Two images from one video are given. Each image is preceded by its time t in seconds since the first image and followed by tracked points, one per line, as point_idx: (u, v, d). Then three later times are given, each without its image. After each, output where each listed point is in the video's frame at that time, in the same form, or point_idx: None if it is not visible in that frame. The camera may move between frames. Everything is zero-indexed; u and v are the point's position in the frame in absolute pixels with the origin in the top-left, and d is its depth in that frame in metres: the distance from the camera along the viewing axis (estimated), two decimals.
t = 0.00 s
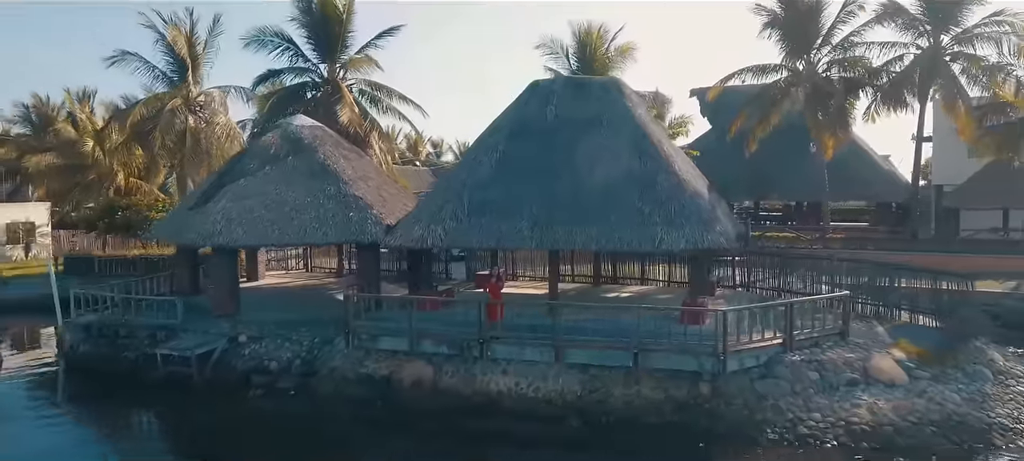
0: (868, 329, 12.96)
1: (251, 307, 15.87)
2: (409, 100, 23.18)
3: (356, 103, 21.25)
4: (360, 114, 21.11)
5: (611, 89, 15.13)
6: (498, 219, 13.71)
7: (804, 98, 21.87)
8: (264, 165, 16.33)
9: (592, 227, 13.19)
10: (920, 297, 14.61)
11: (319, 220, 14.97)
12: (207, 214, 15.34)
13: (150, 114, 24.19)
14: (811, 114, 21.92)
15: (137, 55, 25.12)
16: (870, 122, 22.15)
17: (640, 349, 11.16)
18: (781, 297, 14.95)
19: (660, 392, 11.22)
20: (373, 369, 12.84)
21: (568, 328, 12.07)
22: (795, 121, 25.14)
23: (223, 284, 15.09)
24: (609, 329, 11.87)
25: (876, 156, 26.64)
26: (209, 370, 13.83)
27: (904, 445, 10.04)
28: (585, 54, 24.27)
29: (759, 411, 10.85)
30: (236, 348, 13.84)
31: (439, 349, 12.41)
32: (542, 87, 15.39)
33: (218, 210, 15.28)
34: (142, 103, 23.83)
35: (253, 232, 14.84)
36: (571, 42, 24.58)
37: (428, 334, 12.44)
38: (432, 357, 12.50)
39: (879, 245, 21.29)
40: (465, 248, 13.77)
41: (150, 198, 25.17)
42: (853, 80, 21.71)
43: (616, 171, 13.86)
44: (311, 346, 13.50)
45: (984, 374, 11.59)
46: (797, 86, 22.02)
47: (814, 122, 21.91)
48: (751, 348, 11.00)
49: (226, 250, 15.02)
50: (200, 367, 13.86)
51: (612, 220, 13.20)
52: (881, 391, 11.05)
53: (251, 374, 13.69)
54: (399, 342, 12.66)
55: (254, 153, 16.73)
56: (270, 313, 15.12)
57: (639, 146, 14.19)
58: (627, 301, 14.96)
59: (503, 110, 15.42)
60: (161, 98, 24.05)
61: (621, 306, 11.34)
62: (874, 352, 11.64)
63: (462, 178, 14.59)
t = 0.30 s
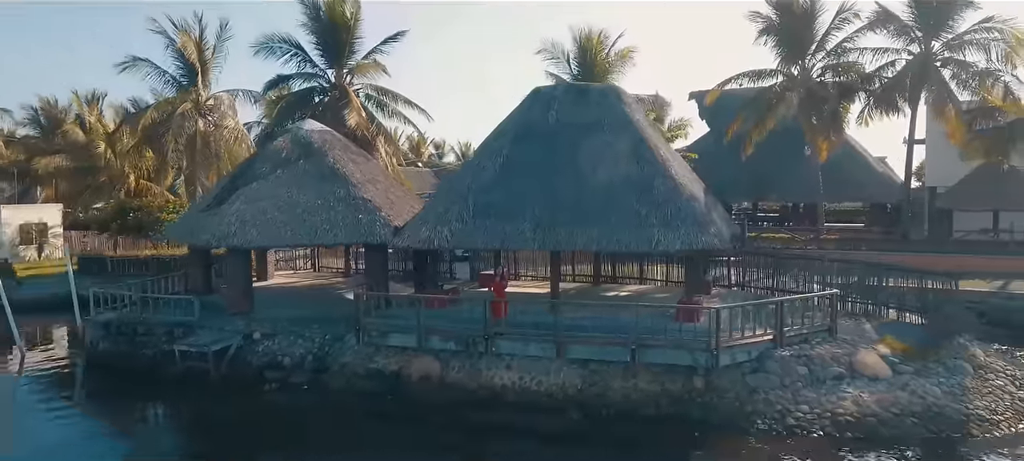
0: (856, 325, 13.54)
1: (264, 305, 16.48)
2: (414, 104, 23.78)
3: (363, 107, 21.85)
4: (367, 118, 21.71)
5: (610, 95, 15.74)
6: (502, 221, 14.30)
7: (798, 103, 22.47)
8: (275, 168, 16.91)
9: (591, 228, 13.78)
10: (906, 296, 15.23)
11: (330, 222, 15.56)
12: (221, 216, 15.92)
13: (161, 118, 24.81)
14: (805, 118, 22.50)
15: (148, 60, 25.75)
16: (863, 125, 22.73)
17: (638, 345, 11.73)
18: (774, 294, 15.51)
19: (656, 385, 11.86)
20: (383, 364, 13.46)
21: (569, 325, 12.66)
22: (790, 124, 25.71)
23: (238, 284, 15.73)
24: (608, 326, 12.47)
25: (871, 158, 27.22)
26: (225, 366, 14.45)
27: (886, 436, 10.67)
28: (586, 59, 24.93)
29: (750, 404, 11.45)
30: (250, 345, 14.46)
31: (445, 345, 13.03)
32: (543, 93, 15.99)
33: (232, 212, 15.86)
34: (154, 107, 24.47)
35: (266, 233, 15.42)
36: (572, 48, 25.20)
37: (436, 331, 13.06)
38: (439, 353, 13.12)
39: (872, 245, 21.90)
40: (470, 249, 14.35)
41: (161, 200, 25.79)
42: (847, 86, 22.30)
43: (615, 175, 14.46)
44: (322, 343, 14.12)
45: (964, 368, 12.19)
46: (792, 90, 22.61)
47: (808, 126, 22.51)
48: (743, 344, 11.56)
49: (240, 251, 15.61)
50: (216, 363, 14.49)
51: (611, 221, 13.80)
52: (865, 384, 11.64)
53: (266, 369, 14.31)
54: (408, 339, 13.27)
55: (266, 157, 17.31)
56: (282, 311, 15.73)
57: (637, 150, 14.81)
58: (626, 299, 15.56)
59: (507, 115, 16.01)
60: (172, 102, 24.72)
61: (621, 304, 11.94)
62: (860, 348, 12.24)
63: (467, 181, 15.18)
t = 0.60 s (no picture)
0: (845, 321, 14.14)
1: (276, 302, 17.10)
2: (418, 108, 24.40)
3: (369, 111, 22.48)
4: (373, 121, 22.34)
5: (609, 100, 16.37)
6: (505, 222, 14.89)
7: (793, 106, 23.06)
8: (286, 171, 17.53)
9: (591, 228, 14.39)
10: (894, 293, 15.84)
11: (339, 223, 16.17)
12: (235, 217, 16.52)
13: (171, 121, 25.42)
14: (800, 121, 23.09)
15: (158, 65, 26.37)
16: (856, 128, 23.34)
17: (635, 339, 12.34)
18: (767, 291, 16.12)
19: (652, 378, 12.48)
20: (392, 358, 14.08)
21: (569, 321, 13.27)
22: (786, 127, 26.31)
23: (252, 281, 16.37)
24: (607, 321, 13.09)
25: (865, 159, 27.82)
26: (240, 360, 15.08)
27: (869, 425, 11.31)
28: (586, 63, 25.55)
29: (742, 394, 12.05)
30: (264, 340, 15.06)
31: (451, 340, 13.66)
32: (545, 98, 16.62)
33: (245, 213, 16.46)
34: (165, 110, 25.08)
35: (278, 233, 16.02)
36: (572, 52, 25.81)
37: (443, 326, 13.68)
38: (445, 347, 13.75)
39: (864, 245, 22.49)
40: (475, 248, 14.94)
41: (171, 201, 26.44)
42: (840, 90, 22.91)
43: (614, 177, 15.07)
44: (333, 338, 14.73)
45: (946, 361, 12.80)
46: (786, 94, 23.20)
47: (803, 128, 23.11)
48: (735, 338, 12.17)
49: (253, 250, 16.23)
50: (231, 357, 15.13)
51: (610, 222, 14.40)
52: (851, 376, 12.25)
53: (279, 364, 14.93)
54: (415, 334, 13.89)
55: (277, 159, 17.92)
56: (294, 308, 16.36)
57: (635, 153, 15.43)
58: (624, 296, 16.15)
59: (510, 119, 16.63)
60: (183, 106, 25.36)
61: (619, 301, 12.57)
62: (846, 342, 12.84)
63: (471, 183, 15.78)
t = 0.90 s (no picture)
0: (834, 316, 14.77)
1: (287, 299, 17.74)
2: (423, 111, 25.03)
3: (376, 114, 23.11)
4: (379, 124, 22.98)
5: (608, 104, 17.03)
6: (508, 221, 15.50)
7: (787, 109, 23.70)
8: (297, 172, 18.16)
9: (591, 228, 15.00)
10: (882, 290, 16.47)
11: (349, 222, 16.80)
12: (248, 217, 17.15)
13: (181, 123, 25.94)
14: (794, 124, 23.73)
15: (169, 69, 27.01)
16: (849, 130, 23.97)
17: (633, 333, 12.93)
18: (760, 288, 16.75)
19: (649, 369, 13.06)
20: (400, 352, 14.72)
21: (570, 316, 13.89)
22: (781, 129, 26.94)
23: (264, 278, 17.00)
24: (606, 316, 13.72)
25: (859, 160, 28.44)
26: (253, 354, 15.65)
27: (853, 413, 12.01)
28: (586, 67, 26.19)
29: (734, 385, 12.69)
30: (276, 335, 15.68)
31: (458, 334, 14.31)
32: (546, 102, 17.27)
33: (258, 214, 17.08)
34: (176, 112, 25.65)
35: (290, 232, 16.63)
36: (573, 56, 26.44)
37: (450, 321, 14.33)
38: (452, 341, 14.39)
39: (857, 244, 23.09)
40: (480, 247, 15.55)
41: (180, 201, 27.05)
42: (833, 93, 23.54)
43: (613, 178, 15.70)
44: (344, 333, 15.36)
45: (928, 354, 13.44)
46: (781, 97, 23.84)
47: (797, 131, 23.75)
48: (728, 332, 12.73)
49: (265, 249, 16.86)
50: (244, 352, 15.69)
51: (610, 221, 15.02)
52: (838, 368, 12.89)
53: (292, 358, 15.57)
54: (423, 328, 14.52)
55: (288, 161, 18.57)
56: (305, 304, 16.99)
57: (633, 155, 16.07)
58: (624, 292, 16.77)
59: (512, 123, 17.27)
60: (193, 108, 25.99)
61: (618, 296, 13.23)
62: (834, 336, 13.46)
63: (476, 184, 16.41)
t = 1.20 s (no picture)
0: (823, 312, 15.43)
1: (297, 296, 18.40)
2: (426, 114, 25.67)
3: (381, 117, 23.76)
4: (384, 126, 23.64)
5: (607, 109, 17.71)
6: (511, 221, 16.14)
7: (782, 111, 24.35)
8: (307, 173, 18.83)
9: (590, 227, 15.65)
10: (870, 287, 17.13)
11: (357, 221, 17.44)
12: (259, 216, 17.79)
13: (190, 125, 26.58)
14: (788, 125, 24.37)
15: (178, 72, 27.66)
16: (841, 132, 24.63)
17: (631, 327, 13.64)
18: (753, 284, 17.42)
19: (646, 361, 13.76)
20: (408, 346, 15.38)
21: (570, 311, 14.57)
22: (776, 132, 27.61)
23: (276, 276, 17.66)
24: (604, 311, 14.40)
25: (852, 161, 29.09)
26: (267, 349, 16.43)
27: (837, 402, 12.75)
28: (586, 69, 26.84)
29: (726, 376, 13.33)
30: (289, 329, 16.39)
31: (463, 328, 14.99)
32: (547, 106, 17.94)
33: (270, 213, 17.72)
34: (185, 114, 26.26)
35: (301, 231, 17.26)
36: (573, 59, 27.08)
37: (456, 316, 15.02)
38: (457, 335, 15.06)
39: (850, 243, 23.72)
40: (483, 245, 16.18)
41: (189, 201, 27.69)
42: (826, 96, 24.20)
43: (611, 179, 16.36)
44: (353, 327, 16.05)
45: (912, 346, 14.11)
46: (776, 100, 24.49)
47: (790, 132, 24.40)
48: (721, 326, 13.50)
49: (277, 247, 17.52)
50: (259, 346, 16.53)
51: (608, 221, 15.67)
52: (825, 359, 13.54)
53: (304, 351, 16.25)
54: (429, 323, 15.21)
55: (297, 162, 19.22)
56: (315, 301, 17.66)
57: (631, 158, 16.74)
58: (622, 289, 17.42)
59: (515, 126, 17.93)
60: (202, 110, 26.64)
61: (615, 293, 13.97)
62: (822, 330, 14.16)
63: (480, 185, 17.06)
